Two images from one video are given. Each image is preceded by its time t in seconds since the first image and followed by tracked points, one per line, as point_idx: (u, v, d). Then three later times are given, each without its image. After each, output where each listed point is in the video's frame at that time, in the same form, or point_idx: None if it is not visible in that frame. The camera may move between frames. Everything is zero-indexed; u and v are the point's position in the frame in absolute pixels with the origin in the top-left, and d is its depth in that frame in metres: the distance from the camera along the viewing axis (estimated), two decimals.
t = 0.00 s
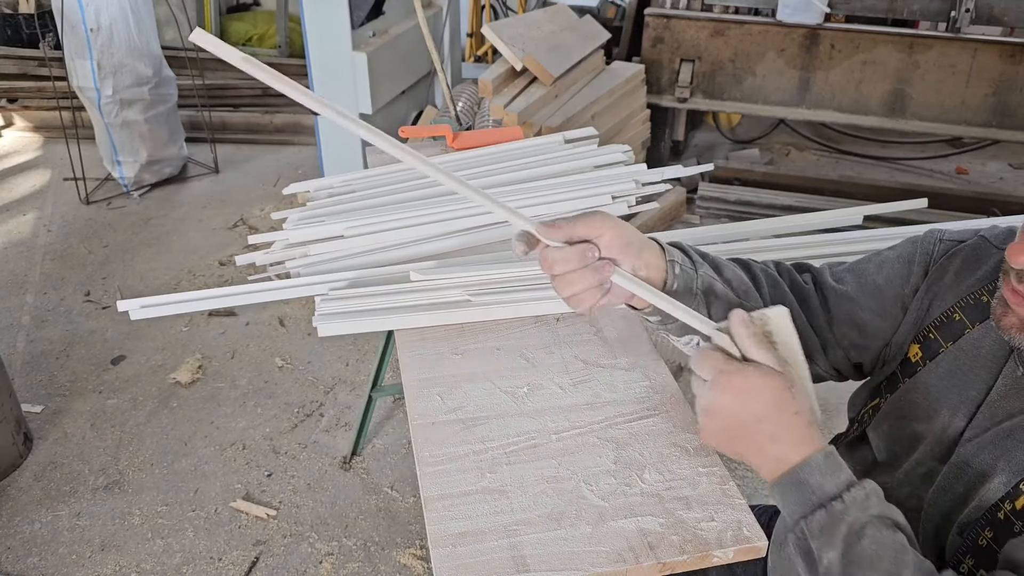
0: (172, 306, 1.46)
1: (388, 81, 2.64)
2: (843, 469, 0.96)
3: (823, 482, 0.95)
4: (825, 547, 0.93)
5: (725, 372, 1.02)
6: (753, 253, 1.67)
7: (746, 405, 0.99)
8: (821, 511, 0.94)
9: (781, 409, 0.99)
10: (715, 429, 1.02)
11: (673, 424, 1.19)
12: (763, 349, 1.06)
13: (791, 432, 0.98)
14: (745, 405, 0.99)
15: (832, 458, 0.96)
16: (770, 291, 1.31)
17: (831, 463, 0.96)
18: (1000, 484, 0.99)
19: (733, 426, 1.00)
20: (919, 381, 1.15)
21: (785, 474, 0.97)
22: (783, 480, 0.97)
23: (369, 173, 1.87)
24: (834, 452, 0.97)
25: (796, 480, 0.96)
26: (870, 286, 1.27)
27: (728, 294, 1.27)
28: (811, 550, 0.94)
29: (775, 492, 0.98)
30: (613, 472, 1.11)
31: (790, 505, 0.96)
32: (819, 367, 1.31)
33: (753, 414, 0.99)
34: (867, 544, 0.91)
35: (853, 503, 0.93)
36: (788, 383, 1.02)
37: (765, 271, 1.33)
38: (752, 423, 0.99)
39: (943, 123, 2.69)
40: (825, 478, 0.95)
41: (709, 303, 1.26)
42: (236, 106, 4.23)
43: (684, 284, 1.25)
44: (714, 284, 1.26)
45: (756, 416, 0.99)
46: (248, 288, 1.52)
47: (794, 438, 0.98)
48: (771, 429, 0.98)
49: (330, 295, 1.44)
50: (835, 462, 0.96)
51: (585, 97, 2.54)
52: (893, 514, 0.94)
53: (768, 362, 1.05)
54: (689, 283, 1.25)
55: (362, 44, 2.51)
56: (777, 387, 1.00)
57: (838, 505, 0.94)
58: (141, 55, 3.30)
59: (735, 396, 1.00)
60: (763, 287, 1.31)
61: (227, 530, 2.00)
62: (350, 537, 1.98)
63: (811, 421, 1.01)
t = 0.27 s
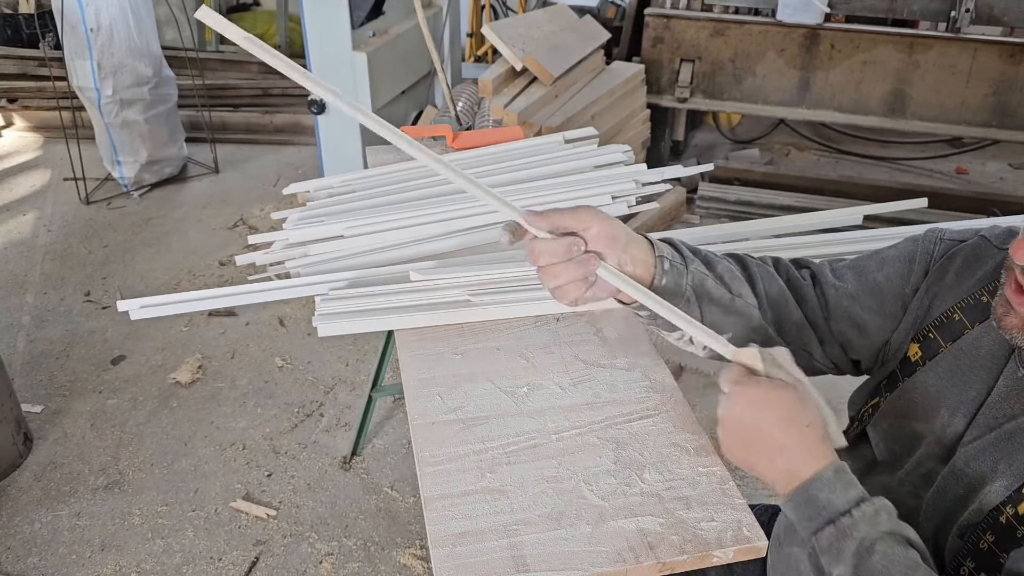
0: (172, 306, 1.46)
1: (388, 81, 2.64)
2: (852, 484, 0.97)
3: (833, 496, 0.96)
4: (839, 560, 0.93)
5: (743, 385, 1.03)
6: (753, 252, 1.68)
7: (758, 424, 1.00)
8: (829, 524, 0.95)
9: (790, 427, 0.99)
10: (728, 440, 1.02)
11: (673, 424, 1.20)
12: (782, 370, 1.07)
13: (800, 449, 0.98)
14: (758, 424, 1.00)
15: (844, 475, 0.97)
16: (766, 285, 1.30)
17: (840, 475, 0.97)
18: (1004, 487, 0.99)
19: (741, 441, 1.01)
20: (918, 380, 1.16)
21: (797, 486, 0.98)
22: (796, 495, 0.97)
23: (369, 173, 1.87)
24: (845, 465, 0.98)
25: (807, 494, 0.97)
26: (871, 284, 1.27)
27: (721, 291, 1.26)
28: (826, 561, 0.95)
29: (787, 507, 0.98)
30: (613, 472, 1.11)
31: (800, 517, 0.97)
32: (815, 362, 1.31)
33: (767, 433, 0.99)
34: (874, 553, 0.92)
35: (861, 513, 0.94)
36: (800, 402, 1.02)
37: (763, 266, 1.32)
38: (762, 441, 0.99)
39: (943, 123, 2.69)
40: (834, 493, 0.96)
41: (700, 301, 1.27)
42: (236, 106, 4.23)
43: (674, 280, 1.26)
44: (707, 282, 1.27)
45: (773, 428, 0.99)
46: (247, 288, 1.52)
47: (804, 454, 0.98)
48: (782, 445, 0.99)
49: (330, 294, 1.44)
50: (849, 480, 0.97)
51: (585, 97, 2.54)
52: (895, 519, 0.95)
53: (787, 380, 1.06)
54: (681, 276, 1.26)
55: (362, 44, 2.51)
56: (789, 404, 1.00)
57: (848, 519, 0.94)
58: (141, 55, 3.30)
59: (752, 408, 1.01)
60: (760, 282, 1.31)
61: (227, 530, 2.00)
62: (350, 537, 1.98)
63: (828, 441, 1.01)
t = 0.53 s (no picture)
0: (172, 306, 1.46)
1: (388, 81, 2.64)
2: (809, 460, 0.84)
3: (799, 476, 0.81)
4: (816, 547, 0.79)
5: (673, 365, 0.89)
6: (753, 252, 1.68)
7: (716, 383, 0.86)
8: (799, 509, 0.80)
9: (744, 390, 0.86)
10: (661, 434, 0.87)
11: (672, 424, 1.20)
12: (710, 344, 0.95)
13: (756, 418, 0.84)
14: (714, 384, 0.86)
15: (797, 450, 0.83)
16: (779, 292, 1.22)
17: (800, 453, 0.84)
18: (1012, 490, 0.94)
19: (692, 423, 0.85)
20: (925, 381, 1.14)
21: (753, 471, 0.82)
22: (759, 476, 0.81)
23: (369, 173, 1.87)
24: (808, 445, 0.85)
25: (771, 475, 0.81)
26: (881, 287, 1.21)
27: (737, 313, 1.18)
28: (794, 552, 0.79)
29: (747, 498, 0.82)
30: (613, 472, 1.11)
31: (763, 505, 0.81)
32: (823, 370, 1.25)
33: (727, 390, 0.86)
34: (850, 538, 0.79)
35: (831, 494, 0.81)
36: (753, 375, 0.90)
37: (778, 276, 1.24)
38: (716, 415, 0.84)
39: (943, 123, 2.69)
40: (796, 472, 0.82)
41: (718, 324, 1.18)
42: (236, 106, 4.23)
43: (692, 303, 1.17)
44: (725, 305, 1.18)
45: (715, 411, 0.84)
46: (248, 288, 1.52)
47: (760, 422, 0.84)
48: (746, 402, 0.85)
49: (330, 294, 1.43)
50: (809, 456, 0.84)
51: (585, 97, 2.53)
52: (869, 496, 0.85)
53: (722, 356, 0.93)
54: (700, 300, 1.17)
55: (362, 44, 2.51)
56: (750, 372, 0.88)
57: (820, 499, 0.80)
58: (141, 55, 3.30)
59: (693, 391, 0.86)
60: (774, 293, 1.22)
61: (227, 530, 2.00)
62: (350, 537, 1.98)
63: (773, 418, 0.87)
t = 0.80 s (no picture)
0: (173, 306, 1.47)
1: (389, 81, 2.64)
2: (693, 477, 0.81)
3: (681, 500, 0.79)
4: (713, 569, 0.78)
5: (547, 395, 0.86)
6: (753, 252, 1.69)
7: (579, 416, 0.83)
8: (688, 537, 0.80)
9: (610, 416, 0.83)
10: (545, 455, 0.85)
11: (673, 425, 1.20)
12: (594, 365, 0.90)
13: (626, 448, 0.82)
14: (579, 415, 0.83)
15: (681, 470, 0.81)
16: (794, 321, 1.20)
17: (684, 473, 0.81)
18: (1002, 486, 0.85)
19: (563, 454, 0.84)
20: (928, 385, 1.08)
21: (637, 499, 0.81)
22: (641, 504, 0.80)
23: (370, 173, 1.87)
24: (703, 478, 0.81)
25: (652, 503, 0.80)
26: (887, 304, 1.16)
27: (776, 356, 1.18)
28: None
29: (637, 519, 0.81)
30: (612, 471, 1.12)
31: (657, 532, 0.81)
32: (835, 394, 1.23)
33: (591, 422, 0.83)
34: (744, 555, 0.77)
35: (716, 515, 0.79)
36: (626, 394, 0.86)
37: (802, 311, 1.21)
38: (581, 448, 0.82)
39: (942, 123, 2.69)
40: (682, 497, 0.80)
41: (757, 369, 1.18)
42: (237, 106, 4.23)
43: (739, 359, 1.17)
44: (766, 352, 1.17)
45: (587, 443, 0.82)
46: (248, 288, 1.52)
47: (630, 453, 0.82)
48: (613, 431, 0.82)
49: (330, 294, 1.43)
50: (691, 472, 0.81)
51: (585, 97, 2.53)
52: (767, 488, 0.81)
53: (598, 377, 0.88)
54: (744, 353, 1.17)
55: (362, 44, 2.51)
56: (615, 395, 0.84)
57: (704, 524, 0.79)
58: (141, 56, 3.30)
59: (565, 424, 0.83)
60: (797, 326, 1.20)
61: (227, 530, 2.00)
62: (350, 537, 1.98)
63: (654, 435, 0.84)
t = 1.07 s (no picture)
0: (173, 307, 1.47)
1: (389, 81, 2.64)
2: (653, 536, 0.86)
3: (640, 563, 0.86)
4: None
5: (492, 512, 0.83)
6: (756, 254, 1.69)
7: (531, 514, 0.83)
8: None
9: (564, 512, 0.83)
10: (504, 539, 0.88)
11: (673, 425, 1.21)
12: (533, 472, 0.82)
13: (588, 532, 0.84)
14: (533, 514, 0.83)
15: (638, 534, 0.86)
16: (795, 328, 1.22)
17: (644, 533, 0.86)
18: (987, 490, 0.86)
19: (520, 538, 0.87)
20: (920, 384, 1.06)
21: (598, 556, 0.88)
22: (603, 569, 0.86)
23: (370, 173, 1.87)
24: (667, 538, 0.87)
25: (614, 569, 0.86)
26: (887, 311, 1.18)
27: (775, 343, 1.18)
28: None
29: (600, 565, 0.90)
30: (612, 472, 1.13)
31: None
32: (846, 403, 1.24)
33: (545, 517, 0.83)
34: None
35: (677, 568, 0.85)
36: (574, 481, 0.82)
37: (802, 317, 1.23)
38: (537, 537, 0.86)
39: (942, 123, 2.69)
40: (641, 560, 0.86)
41: (761, 355, 1.17)
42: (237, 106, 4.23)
43: (736, 336, 1.14)
44: (761, 334, 1.18)
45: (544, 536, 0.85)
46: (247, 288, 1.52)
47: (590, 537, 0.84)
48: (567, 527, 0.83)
49: (330, 295, 1.43)
50: (648, 531, 0.86)
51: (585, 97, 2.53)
52: (739, 532, 0.88)
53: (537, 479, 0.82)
54: (739, 330, 1.15)
55: (362, 44, 2.51)
56: (566, 502, 0.80)
57: None
58: (141, 56, 3.31)
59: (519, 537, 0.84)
60: (801, 328, 1.22)
61: (227, 530, 2.00)
62: (350, 537, 1.98)
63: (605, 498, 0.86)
